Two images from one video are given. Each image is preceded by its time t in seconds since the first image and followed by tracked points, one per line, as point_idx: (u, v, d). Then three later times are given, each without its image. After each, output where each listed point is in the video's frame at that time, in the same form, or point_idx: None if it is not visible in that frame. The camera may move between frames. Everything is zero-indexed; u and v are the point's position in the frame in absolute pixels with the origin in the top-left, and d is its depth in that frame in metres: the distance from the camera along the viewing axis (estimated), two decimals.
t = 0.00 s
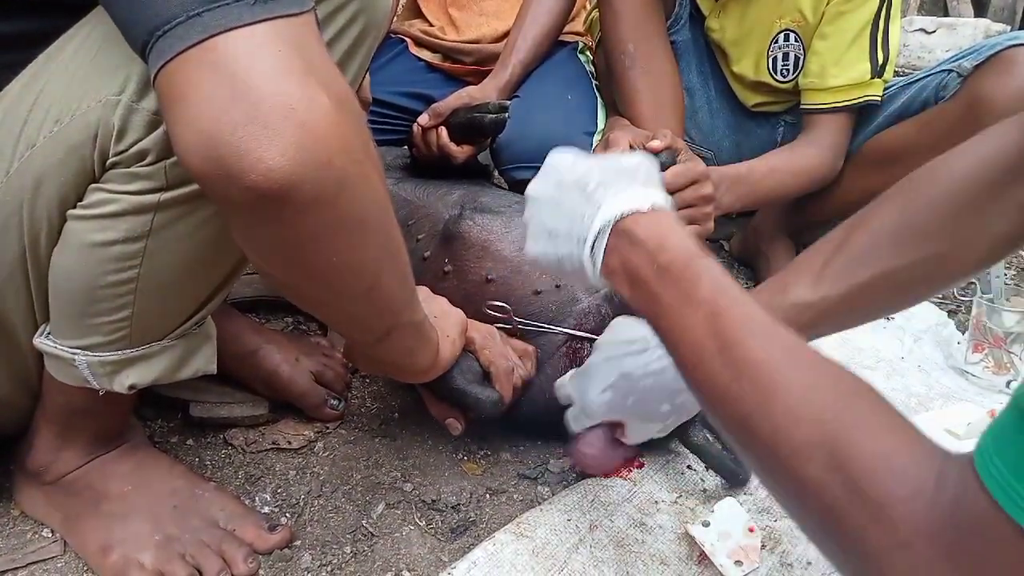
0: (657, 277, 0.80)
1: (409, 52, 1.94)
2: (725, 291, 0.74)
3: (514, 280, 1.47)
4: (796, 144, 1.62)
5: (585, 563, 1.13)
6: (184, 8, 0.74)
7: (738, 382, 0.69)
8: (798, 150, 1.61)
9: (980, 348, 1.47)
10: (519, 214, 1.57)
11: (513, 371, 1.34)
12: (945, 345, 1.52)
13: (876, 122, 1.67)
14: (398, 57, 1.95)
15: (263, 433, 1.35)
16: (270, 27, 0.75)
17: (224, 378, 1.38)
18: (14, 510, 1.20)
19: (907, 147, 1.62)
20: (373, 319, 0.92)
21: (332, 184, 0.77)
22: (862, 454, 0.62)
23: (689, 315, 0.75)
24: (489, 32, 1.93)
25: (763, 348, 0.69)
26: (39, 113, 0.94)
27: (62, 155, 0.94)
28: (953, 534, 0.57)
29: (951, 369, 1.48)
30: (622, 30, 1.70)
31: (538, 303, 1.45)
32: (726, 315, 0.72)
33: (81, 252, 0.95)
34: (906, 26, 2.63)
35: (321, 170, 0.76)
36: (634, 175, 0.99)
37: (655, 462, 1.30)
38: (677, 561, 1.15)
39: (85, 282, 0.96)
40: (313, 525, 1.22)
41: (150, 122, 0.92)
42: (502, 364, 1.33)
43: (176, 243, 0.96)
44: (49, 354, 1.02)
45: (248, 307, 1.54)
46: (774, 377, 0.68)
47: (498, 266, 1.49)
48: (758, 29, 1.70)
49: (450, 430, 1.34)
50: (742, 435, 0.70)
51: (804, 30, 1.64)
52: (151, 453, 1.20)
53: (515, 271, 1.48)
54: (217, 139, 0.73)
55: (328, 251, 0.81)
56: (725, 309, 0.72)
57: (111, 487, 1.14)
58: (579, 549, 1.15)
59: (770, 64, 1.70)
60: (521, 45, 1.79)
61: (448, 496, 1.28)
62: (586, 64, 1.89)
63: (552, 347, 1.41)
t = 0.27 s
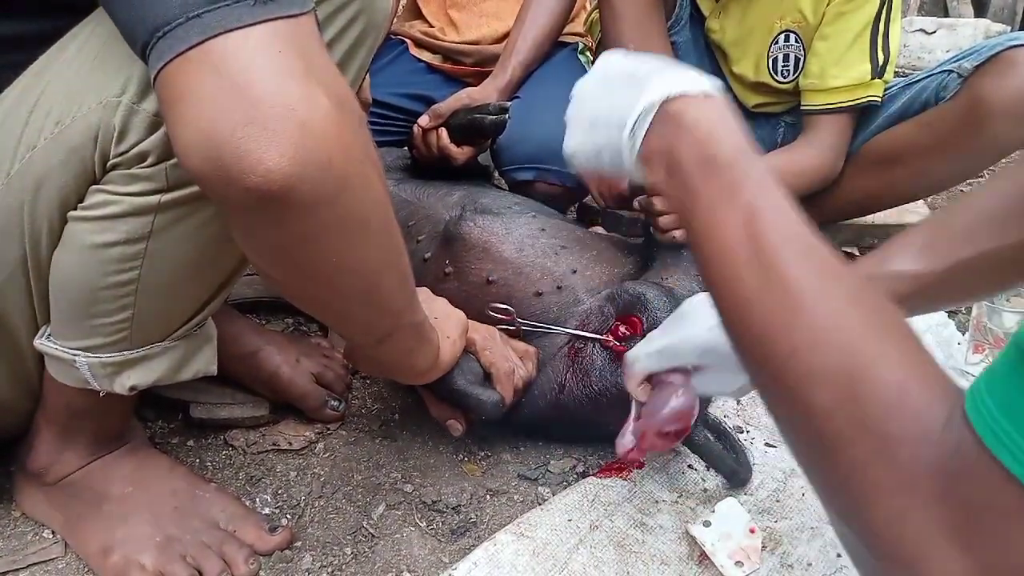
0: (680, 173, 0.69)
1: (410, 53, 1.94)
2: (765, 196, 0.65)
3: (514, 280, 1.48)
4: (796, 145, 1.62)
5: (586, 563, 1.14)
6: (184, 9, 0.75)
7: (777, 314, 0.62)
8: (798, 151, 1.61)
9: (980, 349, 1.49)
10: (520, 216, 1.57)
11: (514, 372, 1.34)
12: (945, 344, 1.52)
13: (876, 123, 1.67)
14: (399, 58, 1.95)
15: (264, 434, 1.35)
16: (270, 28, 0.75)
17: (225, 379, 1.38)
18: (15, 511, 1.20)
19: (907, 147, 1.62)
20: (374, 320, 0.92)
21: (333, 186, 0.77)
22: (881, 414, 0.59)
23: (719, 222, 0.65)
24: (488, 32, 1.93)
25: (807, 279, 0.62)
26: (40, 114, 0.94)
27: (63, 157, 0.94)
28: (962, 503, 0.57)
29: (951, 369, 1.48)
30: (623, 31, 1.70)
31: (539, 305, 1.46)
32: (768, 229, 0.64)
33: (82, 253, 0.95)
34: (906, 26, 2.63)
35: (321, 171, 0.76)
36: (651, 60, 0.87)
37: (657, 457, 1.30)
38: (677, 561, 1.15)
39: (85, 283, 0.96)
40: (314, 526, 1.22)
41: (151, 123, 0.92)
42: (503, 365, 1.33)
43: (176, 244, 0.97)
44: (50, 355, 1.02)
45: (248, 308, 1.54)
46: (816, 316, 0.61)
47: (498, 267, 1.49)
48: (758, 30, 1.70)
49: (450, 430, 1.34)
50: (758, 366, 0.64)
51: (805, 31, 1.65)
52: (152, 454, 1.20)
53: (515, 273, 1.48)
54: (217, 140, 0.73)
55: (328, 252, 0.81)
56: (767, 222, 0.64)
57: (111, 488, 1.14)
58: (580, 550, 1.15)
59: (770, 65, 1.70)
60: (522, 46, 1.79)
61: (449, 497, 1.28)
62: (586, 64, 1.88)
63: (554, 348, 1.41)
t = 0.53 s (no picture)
0: (803, 88, 0.51)
1: (409, 55, 1.94)
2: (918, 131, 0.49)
3: (515, 282, 1.47)
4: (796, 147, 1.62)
5: (586, 566, 1.13)
6: (182, 12, 0.75)
7: (913, 286, 0.47)
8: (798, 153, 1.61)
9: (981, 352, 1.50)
10: (520, 218, 1.55)
11: (514, 374, 1.34)
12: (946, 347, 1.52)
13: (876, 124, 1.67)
14: (399, 60, 1.95)
15: (263, 436, 1.35)
16: (268, 31, 0.75)
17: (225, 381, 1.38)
18: (15, 513, 1.20)
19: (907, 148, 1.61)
20: (373, 322, 0.91)
21: (332, 188, 0.77)
22: None
23: (848, 157, 0.50)
24: (488, 33, 1.92)
25: (964, 244, 0.47)
26: (40, 117, 0.94)
27: (61, 160, 0.93)
28: None
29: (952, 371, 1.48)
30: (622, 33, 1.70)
31: (540, 306, 1.46)
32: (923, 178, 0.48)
33: (82, 256, 0.95)
34: (906, 28, 2.63)
35: (320, 174, 0.76)
36: None
37: (658, 457, 1.30)
38: (678, 564, 1.15)
39: (85, 285, 0.96)
40: (313, 529, 1.22)
41: (149, 126, 0.92)
42: (503, 367, 1.33)
43: (175, 247, 0.96)
44: (49, 358, 1.02)
45: (248, 309, 1.54)
46: (979, 293, 0.46)
47: (498, 269, 1.48)
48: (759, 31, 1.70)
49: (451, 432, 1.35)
50: (876, 339, 0.49)
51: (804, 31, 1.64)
52: (153, 456, 1.20)
53: (516, 274, 1.48)
54: (215, 143, 0.73)
55: (327, 255, 0.81)
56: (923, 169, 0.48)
57: (111, 490, 1.14)
58: (580, 552, 1.15)
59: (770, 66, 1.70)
60: (521, 47, 1.79)
61: (449, 499, 1.28)
62: (586, 65, 1.88)
63: (555, 351, 1.41)
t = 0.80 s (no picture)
0: None
1: (407, 50, 1.91)
2: None
3: (516, 282, 1.43)
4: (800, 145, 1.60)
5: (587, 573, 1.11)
6: (175, 6, 0.72)
7: None
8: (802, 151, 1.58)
9: (988, 352, 1.46)
10: (520, 216, 1.51)
11: (512, 377, 1.30)
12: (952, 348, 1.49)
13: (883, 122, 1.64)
14: (397, 55, 1.92)
15: (257, 438, 1.32)
16: (264, 24, 0.72)
17: (218, 382, 1.35)
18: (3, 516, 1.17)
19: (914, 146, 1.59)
20: (368, 324, 0.89)
21: (326, 185, 0.74)
22: None
23: None
24: (487, 27, 1.90)
25: None
26: (32, 113, 0.92)
27: (52, 156, 0.91)
28: None
29: (959, 373, 1.45)
30: (623, 28, 1.68)
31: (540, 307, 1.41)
32: None
33: (71, 255, 0.92)
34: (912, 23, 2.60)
35: (315, 170, 0.73)
36: None
37: (659, 463, 1.28)
38: (682, 571, 1.13)
39: (74, 286, 0.93)
40: (308, 534, 1.19)
41: (142, 122, 0.89)
42: (500, 372, 1.29)
43: (167, 246, 0.93)
44: (37, 359, 0.99)
45: (243, 309, 1.51)
46: None
47: (497, 269, 1.44)
48: (763, 27, 1.70)
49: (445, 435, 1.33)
50: None
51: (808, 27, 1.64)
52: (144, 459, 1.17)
53: (515, 274, 1.44)
54: (207, 139, 0.71)
55: (322, 254, 0.78)
56: None
57: (102, 493, 1.11)
58: (581, 558, 1.12)
59: (776, 60, 1.68)
60: (521, 41, 1.76)
61: (446, 504, 1.25)
62: (586, 61, 1.86)
63: (555, 352, 1.35)
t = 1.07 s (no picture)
0: None
1: (408, 52, 1.93)
2: None
3: (516, 282, 1.44)
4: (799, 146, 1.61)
5: (586, 571, 1.12)
6: (177, 7, 0.73)
7: None
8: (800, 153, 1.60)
9: (984, 352, 1.48)
10: (520, 217, 1.53)
11: (511, 376, 1.31)
12: (949, 348, 1.50)
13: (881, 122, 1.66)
14: (398, 57, 1.94)
15: (259, 438, 1.33)
16: (265, 25, 0.74)
17: (221, 382, 1.37)
18: (8, 515, 1.18)
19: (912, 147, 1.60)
20: (368, 323, 0.90)
21: (326, 186, 0.75)
22: None
23: None
24: (488, 29, 1.92)
25: None
26: (36, 114, 0.93)
27: (56, 157, 0.92)
28: None
29: (956, 372, 1.46)
30: (621, 30, 1.69)
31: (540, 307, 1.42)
32: None
33: (75, 255, 0.93)
34: (910, 25, 2.61)
35: (316, 170, 0.74)
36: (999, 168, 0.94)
37: (658, 461, 1.29)
38: (680, 568, 1.14)
39: (78, 285, 0.94)
40: (310, 532, 1.20)
41: (144, 122, 0.90)
42: (500, 369, 1.30)
43: (170, 245, 0.95)
44: (42, 358, 1.00)
45: (245, 309, 1.53)
46: None
47: (497, 269, 1.46)
48: (761, 28, 1.68)
49: (445, 433, 1.34)
50: None
51: (807, 28, 1.62)
52: (147, 458, 1.18)
53: (515, 274, 1.45)
54: (209, 140, 0.72)
55: (323, 253, 0.79)
56: None
57: (106, 492, 1.12)
58: (581, 556, 1.13)
59: (773, 62, 1.68)
60: (521, 42, 1.77)
61: (447, 502, 1.26)
62: (586, 63, 1.88)
63: (555, 353, 1.36)
